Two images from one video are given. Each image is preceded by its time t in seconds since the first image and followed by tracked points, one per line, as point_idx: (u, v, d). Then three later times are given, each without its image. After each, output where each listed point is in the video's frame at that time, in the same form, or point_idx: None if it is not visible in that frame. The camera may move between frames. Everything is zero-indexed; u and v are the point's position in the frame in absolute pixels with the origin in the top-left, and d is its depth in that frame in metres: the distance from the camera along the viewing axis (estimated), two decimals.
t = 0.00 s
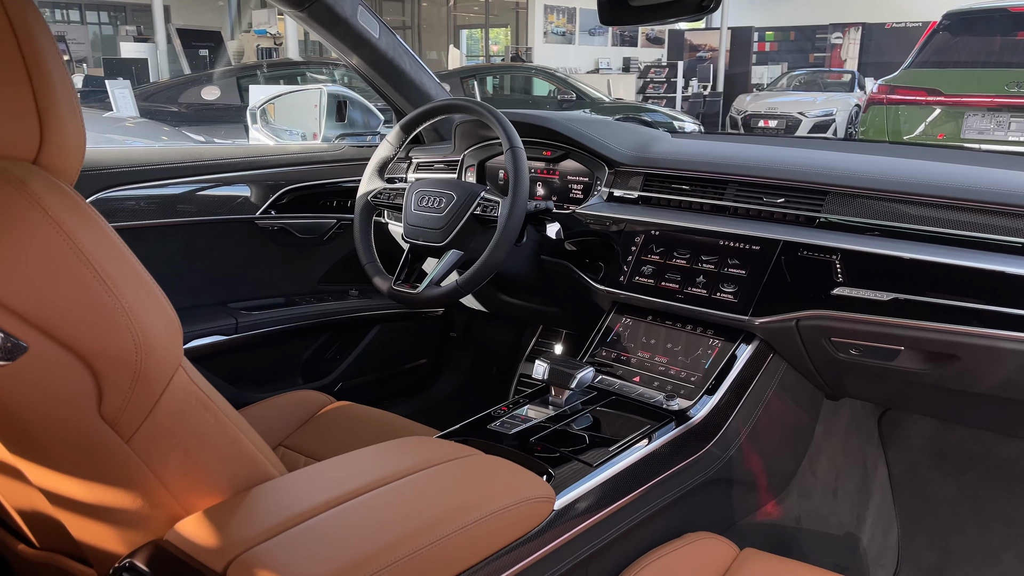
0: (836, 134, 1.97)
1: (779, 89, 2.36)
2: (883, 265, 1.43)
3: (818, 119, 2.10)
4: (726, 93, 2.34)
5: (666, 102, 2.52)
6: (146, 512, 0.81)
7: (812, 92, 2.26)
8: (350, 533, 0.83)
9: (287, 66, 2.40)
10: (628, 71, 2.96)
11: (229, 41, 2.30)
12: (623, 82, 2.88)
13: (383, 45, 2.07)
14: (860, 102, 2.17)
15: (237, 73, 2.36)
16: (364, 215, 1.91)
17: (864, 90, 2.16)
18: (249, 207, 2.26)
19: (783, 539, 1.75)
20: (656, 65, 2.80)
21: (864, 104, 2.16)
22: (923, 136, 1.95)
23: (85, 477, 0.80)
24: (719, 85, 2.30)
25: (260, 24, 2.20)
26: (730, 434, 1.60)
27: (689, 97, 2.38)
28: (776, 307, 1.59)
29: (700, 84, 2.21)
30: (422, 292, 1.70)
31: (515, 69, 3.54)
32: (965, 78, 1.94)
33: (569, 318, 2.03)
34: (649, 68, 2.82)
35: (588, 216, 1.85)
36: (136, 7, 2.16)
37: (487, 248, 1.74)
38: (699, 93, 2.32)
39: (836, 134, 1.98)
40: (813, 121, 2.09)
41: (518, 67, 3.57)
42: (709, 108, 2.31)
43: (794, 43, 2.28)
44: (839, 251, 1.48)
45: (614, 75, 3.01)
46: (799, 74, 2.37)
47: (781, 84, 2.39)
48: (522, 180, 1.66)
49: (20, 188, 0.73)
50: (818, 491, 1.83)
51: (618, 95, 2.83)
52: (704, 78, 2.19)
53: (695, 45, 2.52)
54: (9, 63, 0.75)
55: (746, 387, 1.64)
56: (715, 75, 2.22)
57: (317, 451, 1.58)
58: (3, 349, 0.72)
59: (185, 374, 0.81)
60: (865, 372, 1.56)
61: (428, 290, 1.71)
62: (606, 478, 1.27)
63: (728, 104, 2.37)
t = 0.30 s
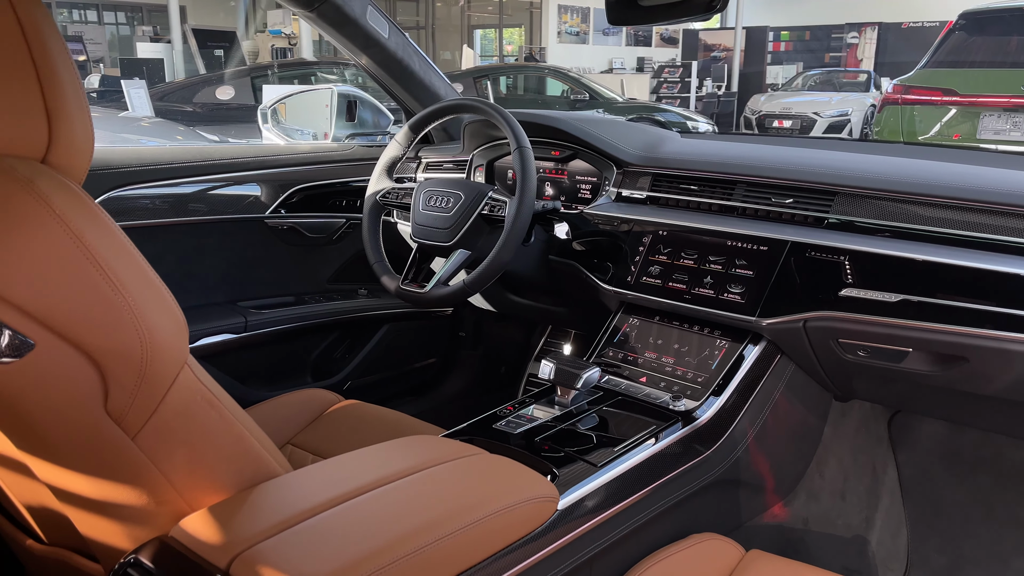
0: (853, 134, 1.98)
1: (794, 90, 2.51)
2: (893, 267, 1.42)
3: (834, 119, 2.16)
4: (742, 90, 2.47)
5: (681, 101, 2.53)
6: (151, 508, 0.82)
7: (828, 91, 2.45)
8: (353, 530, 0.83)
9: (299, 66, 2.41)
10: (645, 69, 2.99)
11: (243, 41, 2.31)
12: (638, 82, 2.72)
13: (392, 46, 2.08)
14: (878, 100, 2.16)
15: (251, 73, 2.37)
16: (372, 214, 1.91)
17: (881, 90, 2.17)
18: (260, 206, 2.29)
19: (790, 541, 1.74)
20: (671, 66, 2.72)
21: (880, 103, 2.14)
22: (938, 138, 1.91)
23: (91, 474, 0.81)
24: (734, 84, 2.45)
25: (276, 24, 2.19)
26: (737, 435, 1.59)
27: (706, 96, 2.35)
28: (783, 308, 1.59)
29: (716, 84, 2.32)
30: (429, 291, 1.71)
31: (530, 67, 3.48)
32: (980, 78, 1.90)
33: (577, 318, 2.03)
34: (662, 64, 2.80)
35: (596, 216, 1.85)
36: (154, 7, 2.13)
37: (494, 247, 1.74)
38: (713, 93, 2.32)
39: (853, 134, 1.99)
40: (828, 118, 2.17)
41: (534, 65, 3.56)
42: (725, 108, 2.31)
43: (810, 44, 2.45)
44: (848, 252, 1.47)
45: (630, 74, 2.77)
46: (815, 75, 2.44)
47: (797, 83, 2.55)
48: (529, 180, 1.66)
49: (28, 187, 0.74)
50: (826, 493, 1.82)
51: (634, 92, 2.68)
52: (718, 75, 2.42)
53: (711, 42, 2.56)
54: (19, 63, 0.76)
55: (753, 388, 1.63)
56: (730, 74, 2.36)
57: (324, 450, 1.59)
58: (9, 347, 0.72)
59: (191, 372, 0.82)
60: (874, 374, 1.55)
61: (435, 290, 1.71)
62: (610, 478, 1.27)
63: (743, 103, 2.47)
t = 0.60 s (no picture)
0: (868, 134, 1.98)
1: (810, 92, 2.50)
2: (902, 268, 1.41)
3: (849, 119, 2.14)
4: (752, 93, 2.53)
5: (694, 102, 2.53)
6: (157, 504, 0.83)
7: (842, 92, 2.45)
8: (357, 529, 0.84)
9: (310, 66, 2.41)
10: (657, 69, 3.05)
11: (257, 42, 2.30)
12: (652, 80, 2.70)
13: (402, 45, 2.09)
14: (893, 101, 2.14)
15: (265, 73, 2.38)
16: (381, 214, 1.92)
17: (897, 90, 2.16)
18: (269, 206, 2.28)
19: (797, 543, 1.73)
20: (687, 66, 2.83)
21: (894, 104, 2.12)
22: (954, 139, 1.90)
23: (98, 471, 0.82)
24: (747, 86, 2.50)
25: (291, 23, 2.14)
26: (744, 436, 1.59)
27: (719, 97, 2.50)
28: (791, 309, 1.58)
29: (729, 84, 2.48)
30: (437, 291, 1.71)
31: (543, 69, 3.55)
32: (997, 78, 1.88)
33: (586, 318, 2.03)
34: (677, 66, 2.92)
35: (605, 216, 1.85)
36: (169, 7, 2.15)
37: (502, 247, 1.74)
38: (728, 94, 2.47)
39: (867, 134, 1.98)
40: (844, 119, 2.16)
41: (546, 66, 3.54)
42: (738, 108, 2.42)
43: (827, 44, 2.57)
44: (857, 253, 1.47)
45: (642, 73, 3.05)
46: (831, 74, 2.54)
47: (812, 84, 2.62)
48: (537, 180, 1.66)
49: (37, 186, 0.74)
50: (835, 495, 1.82)
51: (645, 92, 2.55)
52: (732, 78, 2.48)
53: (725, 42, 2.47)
54: (28, 63, 0.77)
55: (760, 389, 1.63)
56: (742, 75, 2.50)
57: (332, 448, 1.59)
58: (18, 343, 0.73)
59: (197, 370, 0.83)
60: (883, 376, 1.54)
61: (443, 289, 1.72)
62: (616, 478, 1.27)
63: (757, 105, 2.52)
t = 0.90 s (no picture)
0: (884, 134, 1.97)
1: (824, 91, 2.38)
2: (911, 269, 1.40)
3: (864, 119, 2.13)
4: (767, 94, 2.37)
5: (708, 102, 2.54)
6: (164, 501, 0.84)
7: (859, 92, 2.32)
8: (360, 526, 0.84)
9: (322, 66, 2.43)
10: (672, 69, 3.05)
11: (272, 43, 2.35)
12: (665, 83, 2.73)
13: (411, 46, 2.09)
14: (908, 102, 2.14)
15: (278, 74, 2.42)
16: (390, 214, 1.93)
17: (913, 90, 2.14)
18: (279, 205, 2.30)
19: (805, 545, 1.72)
20: (698, 66, 2.70)
21: (909, 104, 2.12)
22: (969, 139, 1.88)
23: (105, 467, 0.83)
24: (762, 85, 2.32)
25: (304, 25, 2.15)
26: (751, 437, 1.58)
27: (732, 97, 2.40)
28: (799, 309, 1.57)
29: (743, 84, 2.36)
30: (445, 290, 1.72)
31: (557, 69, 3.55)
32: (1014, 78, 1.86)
33: (594, 319, 2.02)
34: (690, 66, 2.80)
35: (613, 216, 1.85)
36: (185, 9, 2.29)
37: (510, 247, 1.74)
38: (740, 94, 2.37)
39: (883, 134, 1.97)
40: (858, 121, 2.10)
41: (560, 67, 3.56)
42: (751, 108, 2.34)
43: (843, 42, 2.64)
44: (865, 254, 1.46)
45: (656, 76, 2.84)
46: (846, 74, 2.51)
47: (828, 82, 2.48)
48: (545, 180, 1.66)
49: (46, 185, 0.75)
50: (843, 498, 1.81)
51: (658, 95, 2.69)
52: (745, 78, 2.36)
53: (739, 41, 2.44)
54: (38, 64, 0.78)
55: (768, 390, 1.62)
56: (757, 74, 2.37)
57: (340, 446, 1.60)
58: (27, 340, 0.74)
59: (203, 368, 0.83)
60: (891, 378, 1.53)
61: (451, 289, 1.72)
62: (621, 478, 1.27)
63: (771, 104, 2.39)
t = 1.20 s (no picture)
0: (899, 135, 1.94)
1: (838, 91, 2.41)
2: (919, 270, 1.40)
3: (880, 119, 2.12)
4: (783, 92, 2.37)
5: (721, 102, 2.53)
6: (170, 497, 0.85)
7: (873, 91, 2.33)
8: (363, 523, 0.85)
9: (334, 66, 2.40)
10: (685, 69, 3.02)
11: (285, 42, 2.32)
12: (678, 82, 2.77)
13: (420, 46, 2.10)
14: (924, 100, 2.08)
15: (292, 73, 2.41)
16: (399, 213, 1.93)
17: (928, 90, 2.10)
18: (290, 204, 2.31)
19: (812, 546, 1.71)
20: (712, 66, 2.70)
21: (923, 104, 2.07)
22: (984, 139, 1.87)
23: (112, 463, 0.83)
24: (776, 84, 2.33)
25: (319, 25, 2.13)
26: (758, 438, 1.58)
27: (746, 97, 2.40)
28: (807, 310, 1.57)
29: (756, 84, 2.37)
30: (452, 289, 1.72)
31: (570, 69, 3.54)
32: None
33: (602, 319, 2.02)
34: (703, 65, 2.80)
35: (620, 216, 1.85)
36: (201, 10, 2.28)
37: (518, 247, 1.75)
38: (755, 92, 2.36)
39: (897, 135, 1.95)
40: (872, 121, 2.11)
41: (572, 66, 3.56)
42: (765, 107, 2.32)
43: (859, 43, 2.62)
44: (873, 255, 1.45)
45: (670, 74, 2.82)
46: (860, 74, 2.48)
47: (841, 83, 2.48)
48: (552, 180, 1.66)
49: (55, 184, 0.76)
50: (852, 499, 1.80)
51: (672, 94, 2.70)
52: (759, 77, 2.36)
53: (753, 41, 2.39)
54: (48, 66, 0.79)
55: (775, 391, 1.62)
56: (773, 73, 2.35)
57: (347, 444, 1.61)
58: (36, 337, 0.75)
59: (209, 365, 0.84)
60: (899, 379, 1.53)
61: (458, 288, 1.73)
62: (625, 478, 1.27)
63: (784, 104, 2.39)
